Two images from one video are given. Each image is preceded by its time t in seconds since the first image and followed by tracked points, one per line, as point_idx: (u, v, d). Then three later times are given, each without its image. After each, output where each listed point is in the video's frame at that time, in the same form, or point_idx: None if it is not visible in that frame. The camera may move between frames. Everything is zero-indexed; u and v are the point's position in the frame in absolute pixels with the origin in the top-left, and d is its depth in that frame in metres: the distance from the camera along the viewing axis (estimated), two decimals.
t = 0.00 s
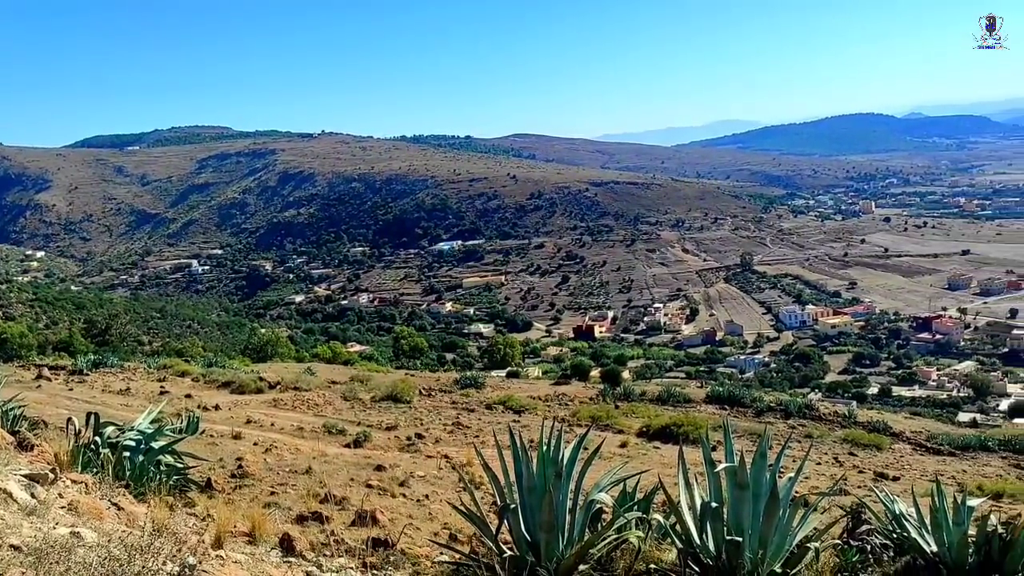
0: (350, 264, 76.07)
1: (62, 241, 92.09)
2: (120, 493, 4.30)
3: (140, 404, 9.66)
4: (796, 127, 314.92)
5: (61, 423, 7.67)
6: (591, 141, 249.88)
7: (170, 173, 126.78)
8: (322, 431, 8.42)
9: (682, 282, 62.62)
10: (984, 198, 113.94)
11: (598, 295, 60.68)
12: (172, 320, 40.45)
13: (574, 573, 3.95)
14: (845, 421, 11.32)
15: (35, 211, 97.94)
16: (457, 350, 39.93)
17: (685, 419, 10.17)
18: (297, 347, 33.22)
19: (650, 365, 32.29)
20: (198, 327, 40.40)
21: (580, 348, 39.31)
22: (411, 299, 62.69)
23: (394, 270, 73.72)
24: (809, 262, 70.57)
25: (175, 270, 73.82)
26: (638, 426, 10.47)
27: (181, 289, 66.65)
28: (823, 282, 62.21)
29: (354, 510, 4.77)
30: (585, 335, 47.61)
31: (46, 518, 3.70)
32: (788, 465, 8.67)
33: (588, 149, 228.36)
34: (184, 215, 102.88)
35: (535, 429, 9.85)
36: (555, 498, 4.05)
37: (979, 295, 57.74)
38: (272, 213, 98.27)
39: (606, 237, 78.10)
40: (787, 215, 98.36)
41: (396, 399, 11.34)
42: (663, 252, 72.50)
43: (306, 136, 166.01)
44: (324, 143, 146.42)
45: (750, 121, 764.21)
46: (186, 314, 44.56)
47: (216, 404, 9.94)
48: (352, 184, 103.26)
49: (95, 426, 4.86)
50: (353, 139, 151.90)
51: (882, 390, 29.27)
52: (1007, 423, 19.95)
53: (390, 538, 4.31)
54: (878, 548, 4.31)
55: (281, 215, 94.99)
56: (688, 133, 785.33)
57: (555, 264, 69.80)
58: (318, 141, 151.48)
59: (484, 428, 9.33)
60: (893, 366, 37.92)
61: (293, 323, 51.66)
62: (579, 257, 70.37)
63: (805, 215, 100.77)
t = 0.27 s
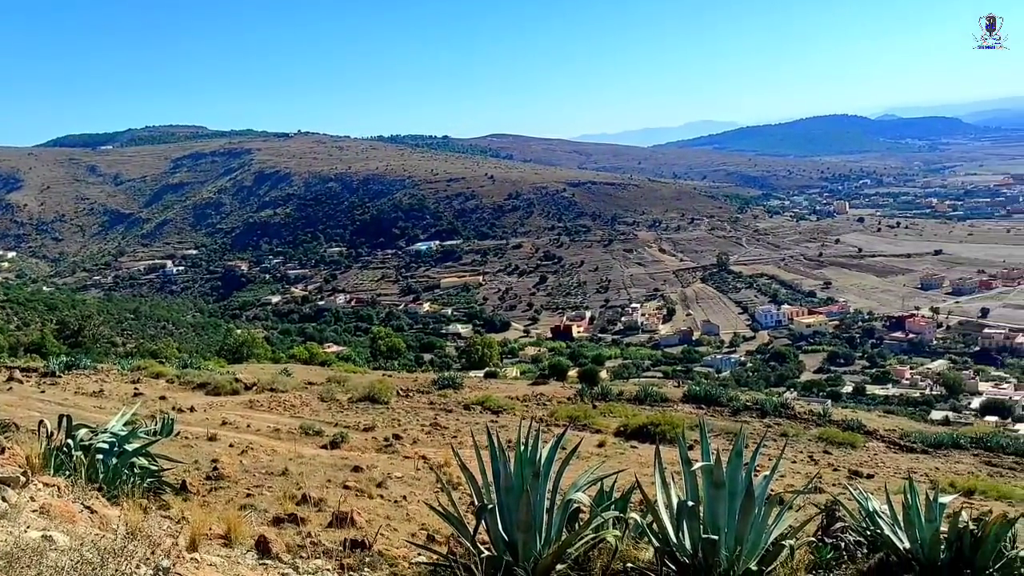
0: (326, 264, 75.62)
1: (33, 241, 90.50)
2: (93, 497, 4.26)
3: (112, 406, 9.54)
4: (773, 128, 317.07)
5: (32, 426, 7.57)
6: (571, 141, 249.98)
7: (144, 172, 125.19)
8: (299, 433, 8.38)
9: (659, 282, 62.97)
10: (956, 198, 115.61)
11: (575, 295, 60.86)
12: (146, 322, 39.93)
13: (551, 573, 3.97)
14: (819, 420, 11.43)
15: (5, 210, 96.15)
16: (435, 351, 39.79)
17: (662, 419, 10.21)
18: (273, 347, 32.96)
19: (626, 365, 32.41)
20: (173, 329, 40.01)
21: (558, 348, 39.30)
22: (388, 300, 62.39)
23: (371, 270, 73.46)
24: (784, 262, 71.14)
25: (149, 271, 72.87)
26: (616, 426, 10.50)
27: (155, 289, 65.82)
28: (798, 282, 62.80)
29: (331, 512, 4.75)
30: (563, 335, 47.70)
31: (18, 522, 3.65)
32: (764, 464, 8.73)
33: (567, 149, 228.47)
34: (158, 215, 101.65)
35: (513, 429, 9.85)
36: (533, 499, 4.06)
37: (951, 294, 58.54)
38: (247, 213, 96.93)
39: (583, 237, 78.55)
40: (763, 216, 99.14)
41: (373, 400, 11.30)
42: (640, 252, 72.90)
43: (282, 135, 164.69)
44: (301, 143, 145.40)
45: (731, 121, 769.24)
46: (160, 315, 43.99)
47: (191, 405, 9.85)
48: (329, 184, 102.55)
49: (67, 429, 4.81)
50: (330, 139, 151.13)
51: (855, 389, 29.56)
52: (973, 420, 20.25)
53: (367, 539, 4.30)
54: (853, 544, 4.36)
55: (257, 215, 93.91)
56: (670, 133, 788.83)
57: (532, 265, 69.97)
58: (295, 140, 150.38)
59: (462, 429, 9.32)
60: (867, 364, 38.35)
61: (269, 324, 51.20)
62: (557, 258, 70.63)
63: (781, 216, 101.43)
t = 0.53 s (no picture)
0: (306, 264, 75.22)
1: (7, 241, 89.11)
2: (70, 500, 4.22)
3: (89, 408, 9.45)
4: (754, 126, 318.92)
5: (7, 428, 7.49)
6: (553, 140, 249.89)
7: (120, 172, 123.72)
8: (278, 434, 8.34)
9: (638, 281, 63.22)
10: (931, 198, 116.99)
11: (556, 295, 60.95)
12: (123, 322, 39.49)
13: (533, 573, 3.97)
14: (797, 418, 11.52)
15: None
16: (416, 351, 39.68)
17: (642, 418, 10.24)
18: (253, 349, 32.73)
19: (607, 364, 32.50)
20: (150, 330, 39.74)
21: (539, 348, 39.30)
22: (368, 300, 62.12)
23: (351, 270, 73.19)
24: (763, 262, 71.50)
25: (126, 271, 72.05)
26: (596, 426, 10.52)
27: (132, 290, 65.10)
28: (776, 281, 63.28)
29: (310, 513, 4.74)
30: (543, 334, 47.75)
31: None
32: (743, 462, 8.77)
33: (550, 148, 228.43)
34: (135, 215, 100.48)
35: (494, 430, 9.84)
36: (513, 498, 4.07)
37: (927, 293, 59.20)
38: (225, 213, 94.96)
39: (563, 237, 78.78)
40: (742, 215, 99.68)
41: (353, 401, 11.27)
42: (619, 252, 73.16)
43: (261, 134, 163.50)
44: (279, 142, 144.26)
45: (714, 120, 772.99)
46: (137, 316, 43.52)
47: (168, 407, 9.78)
48: (308, 183, 101.79)
49: (43, 432, 4.78)
50: (309, 138, 150.16)
51: (833, 387, 29.82)
52: (946, 419, 20.48)
53: (347, 540, 4.29)
54: (830, 541, 4.40)
55: (236, 214, 92.92)
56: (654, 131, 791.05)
57: (513, 264, 70.06)
58: (274, 139, 149.17)
59: (443, 429, 9.30)
60: (844, 362, 38.70)
61: (248, 324, 50.82)
62: (537, 257, 70.74)
63: (759, 215, 101.78)
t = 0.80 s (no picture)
0: (280, 264, 74.68)
1: None
2: (40, 504, 4.17)
3: (58, 410, 9.33)
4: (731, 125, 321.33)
5: None
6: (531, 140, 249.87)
7: (90, 171, 121.85)
8: (253, 435, 8.28)
9: (614, 280, 63.48)
10: (901, 196, 118.80)
11: (532, 294, 61.04)
12: (93, 324, 38.86)
13: (508, 571, 3.98)
14: (771, 414, 11.62)
15: None
16: (392, 350, 39.51)
17: (618, 416, 10.27)
18: (226, 350, 32.35)
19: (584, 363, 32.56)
20: (122, 331, 39.28)
21: (515, 347, 39.28)
22: (343, 299, 61.79)
23: (326, 270, 72.80)
24: (736, 260, 72.01)
25: (97, 271, 71.00)
26: (572, 424, 10.54)
27: (103, 291, 64.17)
28: (750, 279, 63.82)
29: (285, 514, 4.71)
30: (519, 333, 47.76)
31: None
32: (717, 459, 8.83)
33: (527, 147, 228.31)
34: (106, 214, 98.99)
35: (470, 428, 9.83)
36: (489, 496, 4.07)
37: (897, 290, 60.00)
38: (198, 213, 94.05)
39: (539, 236, 79.07)
40: (716, 214, 100.35)
41: (328, 401, 11.20)
42: (594, 250, 73.47)
43: (235, 133, 161.93)
44: (253, 140, 142.86)
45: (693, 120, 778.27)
46: (108, 317, 42.89)
47: (141, 408, 9.67)
48: (282, 182, 100.89)
49: (13, 434, 4.73)
50: (283, 136, 148.97)
51: (805, 383, 30.15)
52: (911, 413, 20.81)
53: (322, 541, 4.27)
54: (803, 536, 4.45)
55: (209, 214, 91.80)
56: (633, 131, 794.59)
57: (488, 264, 70.14)
58: (247, 137, 147.68)
59: (419, 429, 9.28)
60: (816, 360, 39.14)
61: (223, 325, 50.32)
62: (512, 257, 70.87)
63: (733, 214, 102.37)
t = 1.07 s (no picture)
0: (252, 263, 73.96)
1: None
2: (7, 509, 4.10)
3: (25, 413, 9.18)
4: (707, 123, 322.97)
5: None
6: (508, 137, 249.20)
7: (57, 169, 119.58)
8: (225, 435, 8.22)
9: (588, 277, 63.69)
10: (870, 193, 120.38)
11: (506, 292, 61.06)
12: (61, 325, 38.18)
13: (482, 570, 3.98)
14: (744, 410, 11.72)
15: None
16: (366, 349, 39.30)
17: (592, 413, 10.30)
18: (199, 350, 31.92)
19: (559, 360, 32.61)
20: (91, 332, 38.67)
21: (490, 345, 39.23)
22: (317, 298, 61.37)
23: (299, 269, 72.24)
24: (709, 257, 72.45)
25: (64, 271, 69.77)
26: (547, 421, 10.55)
27: (71, 291, 63.08)
28: (722, 276, 64.29)
29: (258, 514, 4.69)
30: (494, 331, 47.72)
31: None
32: (691, 454, 8.90)
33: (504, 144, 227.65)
34: (74, 213, 97.20)
35: (444, 428, 9.80)
36: (464, 494, 4.07)
37: (867, 286, 60.76)
38: (169, 212, 92.74)
39: (513, 233, 79.20)
40: (689, 211, 100.85)
41: (301, 401, 11.15)
42: (569, 248, 73.67)
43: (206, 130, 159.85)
44: (224, 138, 141.20)
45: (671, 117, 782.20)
46: (76, 319, 42.17)
47: (111, 410, 9.56)
48: (254, 180, 99.77)
49: None
50: (255, 134, 147.50)
51: (777, 379, 30.46)
52: (880, 408, 21.09)
53: (296, 542, 4.25)
54: (776, 531, 4.51)
55: (180, 212, 90.49)
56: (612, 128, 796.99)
57: (462, 262, 70.12)
58: (218, 135, 145.96)
59: (393, 428, 9.26)
60: (789, 355, 39.54)
61: (194, 325, 49.72)
62: (487, 255, 70.89)
63: (706, 211, 102.77)
